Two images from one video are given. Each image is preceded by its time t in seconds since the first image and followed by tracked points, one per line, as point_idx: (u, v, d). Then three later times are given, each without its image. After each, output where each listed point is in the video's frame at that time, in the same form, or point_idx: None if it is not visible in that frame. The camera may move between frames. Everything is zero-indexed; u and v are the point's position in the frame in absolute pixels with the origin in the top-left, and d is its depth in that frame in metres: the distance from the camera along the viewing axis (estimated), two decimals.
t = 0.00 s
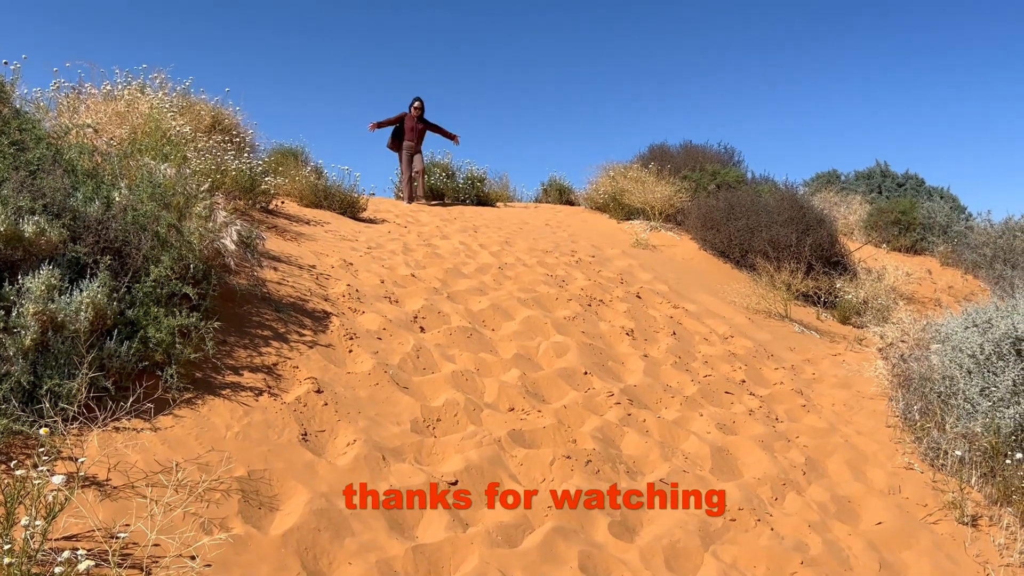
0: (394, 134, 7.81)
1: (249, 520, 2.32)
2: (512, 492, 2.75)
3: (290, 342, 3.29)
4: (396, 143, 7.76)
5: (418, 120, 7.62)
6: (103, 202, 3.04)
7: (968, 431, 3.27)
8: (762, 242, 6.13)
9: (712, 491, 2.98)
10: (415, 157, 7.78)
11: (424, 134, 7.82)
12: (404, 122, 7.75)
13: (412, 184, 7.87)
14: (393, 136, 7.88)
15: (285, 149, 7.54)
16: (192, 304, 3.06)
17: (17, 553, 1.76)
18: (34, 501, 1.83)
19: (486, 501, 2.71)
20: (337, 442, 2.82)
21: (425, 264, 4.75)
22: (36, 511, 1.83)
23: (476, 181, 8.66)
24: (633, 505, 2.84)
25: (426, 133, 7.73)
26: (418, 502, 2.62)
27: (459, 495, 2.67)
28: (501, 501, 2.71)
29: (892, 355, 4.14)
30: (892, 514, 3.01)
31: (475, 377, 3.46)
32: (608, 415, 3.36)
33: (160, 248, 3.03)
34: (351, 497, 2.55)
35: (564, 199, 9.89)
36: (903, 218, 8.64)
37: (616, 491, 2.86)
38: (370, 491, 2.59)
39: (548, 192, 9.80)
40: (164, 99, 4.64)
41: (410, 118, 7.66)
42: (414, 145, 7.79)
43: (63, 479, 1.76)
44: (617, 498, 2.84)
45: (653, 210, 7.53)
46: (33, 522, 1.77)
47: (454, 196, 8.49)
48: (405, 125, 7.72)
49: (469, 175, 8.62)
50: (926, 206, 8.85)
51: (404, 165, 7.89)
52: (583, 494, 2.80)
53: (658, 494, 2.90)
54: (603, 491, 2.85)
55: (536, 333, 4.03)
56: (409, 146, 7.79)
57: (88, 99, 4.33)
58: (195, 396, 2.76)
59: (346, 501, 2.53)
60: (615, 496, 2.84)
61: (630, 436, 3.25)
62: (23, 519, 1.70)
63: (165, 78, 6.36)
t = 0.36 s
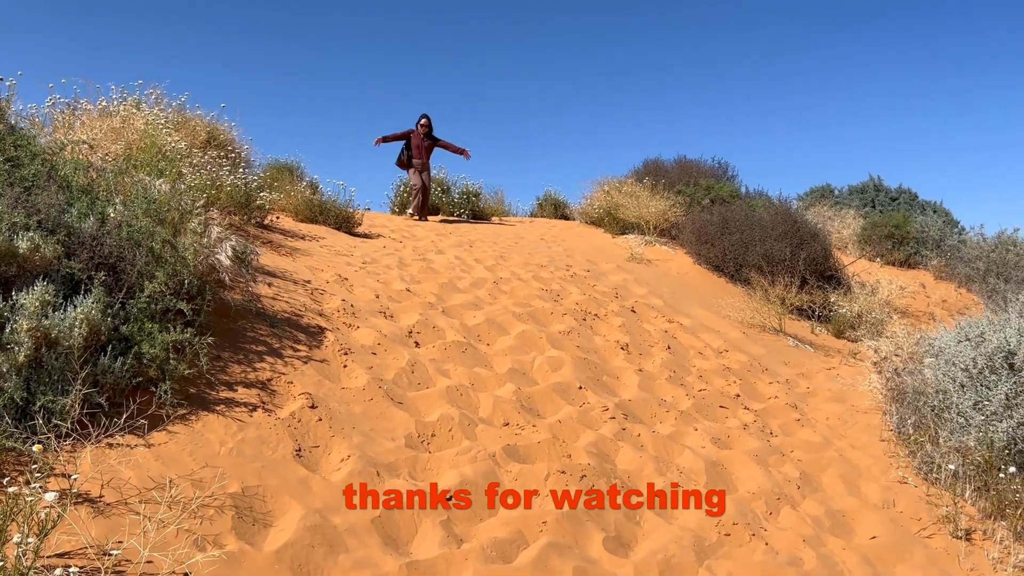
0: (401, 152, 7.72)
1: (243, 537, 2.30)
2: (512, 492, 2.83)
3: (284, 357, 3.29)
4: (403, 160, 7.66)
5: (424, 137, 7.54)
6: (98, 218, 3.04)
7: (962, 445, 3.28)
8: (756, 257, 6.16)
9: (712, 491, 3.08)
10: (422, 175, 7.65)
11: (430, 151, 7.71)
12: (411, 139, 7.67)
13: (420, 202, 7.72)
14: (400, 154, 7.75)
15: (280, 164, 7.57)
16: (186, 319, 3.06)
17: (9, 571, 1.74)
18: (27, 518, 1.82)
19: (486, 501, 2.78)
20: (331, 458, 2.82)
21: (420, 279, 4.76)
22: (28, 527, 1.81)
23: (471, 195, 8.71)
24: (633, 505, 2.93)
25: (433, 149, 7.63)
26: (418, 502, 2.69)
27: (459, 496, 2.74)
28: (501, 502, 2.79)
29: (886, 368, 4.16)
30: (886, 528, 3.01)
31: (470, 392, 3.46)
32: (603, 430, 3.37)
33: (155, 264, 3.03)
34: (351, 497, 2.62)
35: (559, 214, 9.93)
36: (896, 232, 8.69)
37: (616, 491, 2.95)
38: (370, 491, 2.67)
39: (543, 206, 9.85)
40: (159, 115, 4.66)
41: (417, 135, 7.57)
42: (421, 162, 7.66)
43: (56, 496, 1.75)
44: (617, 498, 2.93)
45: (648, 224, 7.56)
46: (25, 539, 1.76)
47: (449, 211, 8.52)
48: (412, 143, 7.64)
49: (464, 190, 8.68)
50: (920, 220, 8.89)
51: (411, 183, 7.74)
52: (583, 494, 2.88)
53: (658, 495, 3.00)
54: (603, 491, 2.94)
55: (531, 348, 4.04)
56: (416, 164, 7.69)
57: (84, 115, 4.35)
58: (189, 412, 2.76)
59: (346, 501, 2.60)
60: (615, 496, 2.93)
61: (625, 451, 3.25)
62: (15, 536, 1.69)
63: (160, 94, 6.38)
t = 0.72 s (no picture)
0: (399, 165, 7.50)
1: (232, 550, 2.27)
2: (512, 492, 2.90)
3: (276, 370, 3.28)
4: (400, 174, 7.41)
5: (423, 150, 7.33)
6: (90, 229, 3.04)
7: (952, 458, 3.31)
8: (748, 270, 6.20)
9: (712, 491, 3.20)
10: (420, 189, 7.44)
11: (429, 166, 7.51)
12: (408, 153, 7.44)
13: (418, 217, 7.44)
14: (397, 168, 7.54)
15: (274, 176, 7.58)
16: (177, 331, 3.05)
17: None
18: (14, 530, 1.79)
19: (486, 501, 2.84)
20: (322, 470, 2.80)
21: (413, 291, 4.77)
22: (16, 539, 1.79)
23: (465, 208, 8.75)
24: (633, 504, 3.01)
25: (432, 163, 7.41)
26: (418, 502, 2.75)
27: (459, 496, 2.80)
28: (501, 501, 2.86)
29: (877, 382, 4.18)
30: (877, 542, 3.01)
31: (462, 405, 3.46)
32: (595, 442, 3.37)
33: (146, 275, 3.03)
34: (351, 497, 2.67)
35: (552, 226, 9.96)
36: (888, 245, 8.75)
37: (616, 492, 3.05)
38: (369, 491, 2.72)
39: (537, 219, 9.90)
40: (153, 127, 4.67)
41: (416, 149, 7.38)
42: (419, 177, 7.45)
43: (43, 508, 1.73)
44: (617, 498, 3.02)
45: (641, 237, 7.59)
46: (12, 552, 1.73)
47: (443, 223, 8.56)
48: (410, 157, 7.41)
49: (458, 203, 8.73)
50: (911, 233, 8.96)
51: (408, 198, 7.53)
52: (583, 494, 2.97)
53: (658, 494, 3.09)
54: (603, 491, 3.03)
55: (524, 360, 4.04)
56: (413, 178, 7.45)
57: (77, 127, 4.36)
58: (179, 425, 2.74)
59: (346, 501, 2.65)
60: (615, 496, 3.02)
61: (617, 463, 3.25)
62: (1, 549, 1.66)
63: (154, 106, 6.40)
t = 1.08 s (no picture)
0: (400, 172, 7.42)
1: (223, 557, 2.26)
2: (512, 492, 2.96)
3: (267, 377, 3.28)
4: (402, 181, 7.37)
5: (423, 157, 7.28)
6: (81, 235, 3.04)
7: (943, 466, 3.33)
8: (741, 278, 6.22)
9: (712, 491, 3.27)
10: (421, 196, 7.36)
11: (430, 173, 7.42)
12: (410, 160, 7.40)
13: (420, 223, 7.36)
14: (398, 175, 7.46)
15: (268, 182, 7.59)
16: (169, 337, 3.05)
17: None
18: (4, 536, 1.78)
19: (486, 501, 2.90)
20: (313, 478, 2.79)
21: (406, 298, 4.78)
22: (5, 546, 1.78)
23: (458, 215, 8.77)
24: (633, 504, 3.08)
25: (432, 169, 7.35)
26: (418, 502, 2.80)
27: (459, 496, 2.85)
28: (502, 502, 2.92)
29: (868, 391, 4.18)
30: (867, 550, 3.01)
31: (454, 412, 3.46)
32: (587, 450, 3.37)
33: (138, 281, 3.03)
34: (352, 497, 2.73)
35: (546, 233, 9.98)
36: (880, 254, 8.82)
37: (616, 492, 3.11)
38: (369, 491, 2.78)
39: (531, 226, 9.92)
40: (146, 133, 4.68)
41: (416, 155, 7.31)
42: (420, 184, 7.36)
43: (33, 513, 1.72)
44: (617, 498, 3.08)
45: (634, 245, 7.61)
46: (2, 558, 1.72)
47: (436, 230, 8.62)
48: (410, 163, 7.37)
49: (452, 210, 8.76)
50: (903, 243, 8.99)
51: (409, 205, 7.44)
52: (584, 495, 3.04)
53: (659, 495, 3.16)
54: (603, 492, 3.10)
55: (517, 367, 4.05)
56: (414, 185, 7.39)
57: (70, 132, 4.36)
58: (170, 432, 2.73)
59: (347, 501, 2.70)
60: (615, 496, 3.08)
61: (609, 472, 3.25)
62: None
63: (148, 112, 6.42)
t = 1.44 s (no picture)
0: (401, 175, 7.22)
1: (211, 559, 2.25)
2: (512, 492, 2.99)
3: (257, 379, 3.28)
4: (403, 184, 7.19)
5: (425, 159, 7.12)
6: (71, 235, 3.05)
7: (931, 471, 3.34)
8: (732, 283, 6.26)
9: (712, 491, 3.31)
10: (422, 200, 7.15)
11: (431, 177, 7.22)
12: (411, 163, 7.20)
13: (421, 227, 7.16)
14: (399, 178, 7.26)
15: (259, 185, 7.59)
16: (159, 339, 3.06)
17: None
18: None
19: (486, 500, 2.93)
20: (303, 481, 2.79)
21: (397, 301, 4.79)
22: None
23: (450, 218, 8.81)
24: (633, 504, 3.12)
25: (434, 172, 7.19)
26: (418, 502, 2.83)
27: (459, 496, 2.88)
28: (502, 501, 2.95)
29: (857, 396, 4.21)
30: (856, 555, 3.01)
31: (444, 415, 3.46)
32: (577, 454, 3.38)
33: (128, 282, 3.03)
34: (352, 497, 2.75)
35: (538, 238, 10.01)
36: (870, 261, 8.86)
37: (616, 492, 3.14)
38: (369, 491, 2.81)
39: (522, 230, 9.95)
40: (137, 135, 4.69)
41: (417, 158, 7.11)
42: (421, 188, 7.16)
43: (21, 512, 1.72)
44: (617, 498, 3.12)
45: (625, 249, 7.64)
46: None
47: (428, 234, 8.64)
48: (411, 166, 7.20)
49: (443, 213, 8.80)
50: (893, 249, 9.05)
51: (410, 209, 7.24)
52: (584, 495, 3.09)
53: (659, 495, 3.22)
54: (603, 492, 3.14)
55: (507, 371, 4.06)
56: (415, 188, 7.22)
57: (60, 133, 4.36)
58: (159, 433, 2.73)
59: (347, 501, 2.73)
60: (615, 496, 3.12)
61: (599, 475, 3.26)
62: None
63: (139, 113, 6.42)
